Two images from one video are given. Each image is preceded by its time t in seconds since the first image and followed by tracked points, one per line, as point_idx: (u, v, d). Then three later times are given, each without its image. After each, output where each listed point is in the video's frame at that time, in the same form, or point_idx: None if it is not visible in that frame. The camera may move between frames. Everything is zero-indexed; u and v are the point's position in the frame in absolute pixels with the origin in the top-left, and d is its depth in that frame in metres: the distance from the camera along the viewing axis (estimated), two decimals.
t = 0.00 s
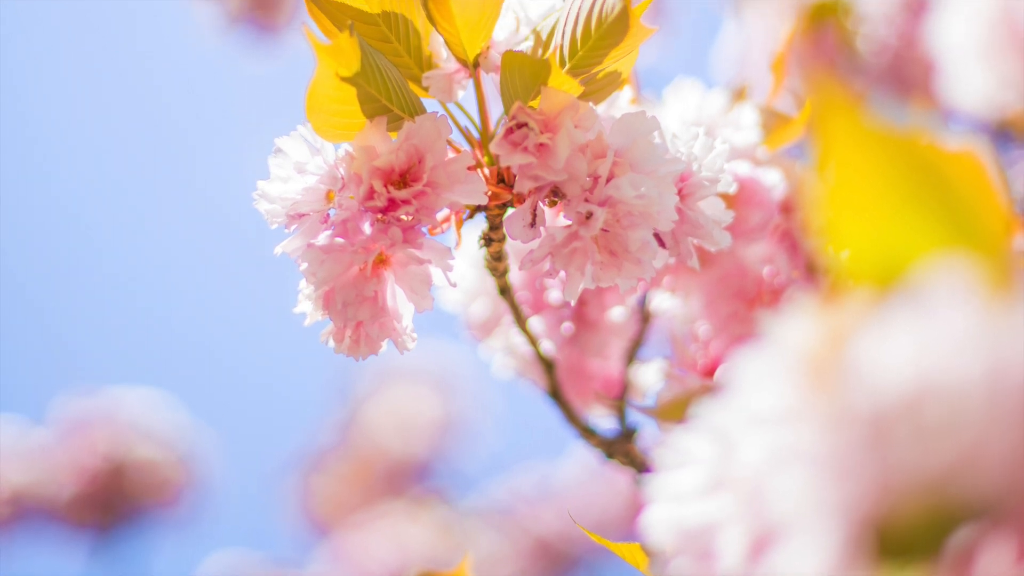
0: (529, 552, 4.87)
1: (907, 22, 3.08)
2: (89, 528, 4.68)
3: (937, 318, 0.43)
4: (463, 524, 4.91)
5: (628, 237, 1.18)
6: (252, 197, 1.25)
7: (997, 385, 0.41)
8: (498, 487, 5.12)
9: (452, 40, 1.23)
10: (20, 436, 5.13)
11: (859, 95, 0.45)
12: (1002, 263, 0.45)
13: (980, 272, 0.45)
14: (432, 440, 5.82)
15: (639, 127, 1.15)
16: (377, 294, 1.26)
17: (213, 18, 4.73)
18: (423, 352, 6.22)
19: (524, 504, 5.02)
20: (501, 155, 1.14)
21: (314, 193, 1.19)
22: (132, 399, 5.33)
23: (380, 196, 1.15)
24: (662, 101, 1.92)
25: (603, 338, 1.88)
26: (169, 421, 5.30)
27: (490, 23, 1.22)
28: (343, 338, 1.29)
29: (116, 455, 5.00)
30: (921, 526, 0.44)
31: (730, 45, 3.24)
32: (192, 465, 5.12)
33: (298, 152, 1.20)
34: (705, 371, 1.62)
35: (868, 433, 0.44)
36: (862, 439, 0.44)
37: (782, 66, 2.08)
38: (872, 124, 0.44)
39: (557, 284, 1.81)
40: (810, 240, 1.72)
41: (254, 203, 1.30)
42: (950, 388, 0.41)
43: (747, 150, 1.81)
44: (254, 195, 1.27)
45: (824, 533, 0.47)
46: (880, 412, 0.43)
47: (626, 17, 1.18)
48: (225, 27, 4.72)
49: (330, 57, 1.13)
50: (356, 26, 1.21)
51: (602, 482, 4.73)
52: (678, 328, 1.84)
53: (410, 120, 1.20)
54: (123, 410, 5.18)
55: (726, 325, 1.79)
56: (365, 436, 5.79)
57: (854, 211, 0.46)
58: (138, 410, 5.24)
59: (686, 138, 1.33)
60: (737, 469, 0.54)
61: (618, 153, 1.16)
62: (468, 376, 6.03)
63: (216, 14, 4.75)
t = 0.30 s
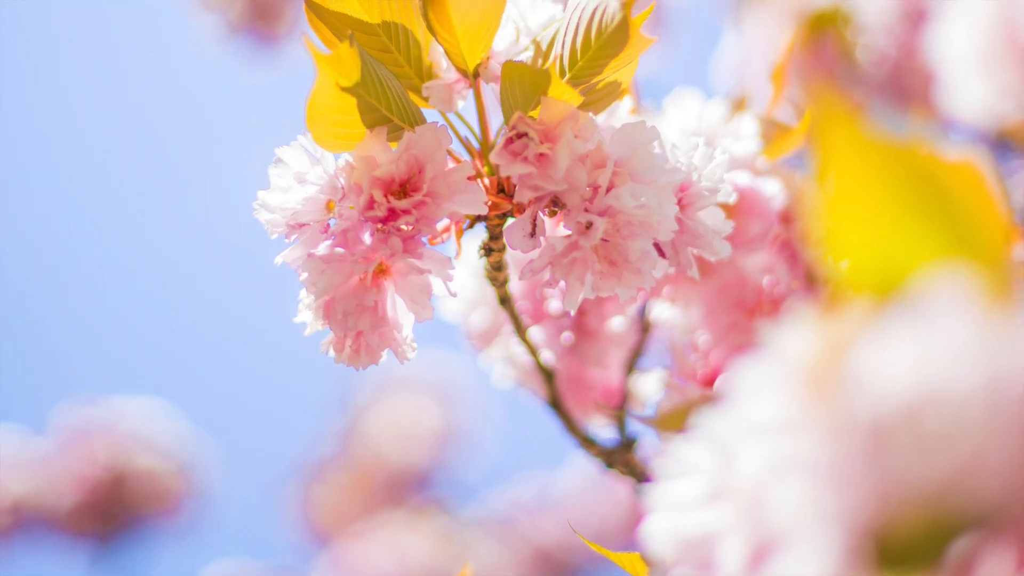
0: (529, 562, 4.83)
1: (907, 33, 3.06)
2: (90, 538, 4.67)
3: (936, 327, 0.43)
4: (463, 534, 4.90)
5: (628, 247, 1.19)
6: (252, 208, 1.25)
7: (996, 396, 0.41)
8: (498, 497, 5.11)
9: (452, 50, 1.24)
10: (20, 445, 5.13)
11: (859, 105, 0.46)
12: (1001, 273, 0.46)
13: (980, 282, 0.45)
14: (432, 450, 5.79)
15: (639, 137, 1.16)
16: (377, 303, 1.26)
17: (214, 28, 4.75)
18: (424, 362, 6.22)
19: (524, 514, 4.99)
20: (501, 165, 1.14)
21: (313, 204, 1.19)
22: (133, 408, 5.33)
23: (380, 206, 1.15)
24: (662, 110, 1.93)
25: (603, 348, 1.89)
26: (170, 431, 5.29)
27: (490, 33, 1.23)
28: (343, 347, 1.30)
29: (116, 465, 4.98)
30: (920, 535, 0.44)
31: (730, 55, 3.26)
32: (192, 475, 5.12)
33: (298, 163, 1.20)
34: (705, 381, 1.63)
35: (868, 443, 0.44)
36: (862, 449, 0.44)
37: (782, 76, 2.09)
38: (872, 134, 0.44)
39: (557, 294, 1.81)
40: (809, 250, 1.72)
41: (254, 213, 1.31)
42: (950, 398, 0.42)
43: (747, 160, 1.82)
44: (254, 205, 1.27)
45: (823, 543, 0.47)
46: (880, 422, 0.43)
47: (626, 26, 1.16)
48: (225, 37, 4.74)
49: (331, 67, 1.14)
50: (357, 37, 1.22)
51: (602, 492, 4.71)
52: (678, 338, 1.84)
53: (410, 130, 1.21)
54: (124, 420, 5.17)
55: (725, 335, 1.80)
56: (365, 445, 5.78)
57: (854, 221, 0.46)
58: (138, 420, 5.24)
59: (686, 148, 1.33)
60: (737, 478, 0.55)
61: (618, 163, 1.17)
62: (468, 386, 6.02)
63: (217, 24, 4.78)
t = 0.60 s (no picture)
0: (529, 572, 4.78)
1: (906, 42, 3.02)
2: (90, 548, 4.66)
3: (936, 337, 0.44)
4: (463, 543, 4.89)
5: (628, 257, 1.19)
6: (252, 217, 1.26)
7: (996, 406, 0.41)
8: (498, 506, 5.10)
9: (452, 60, 1.25)
10: (20, 455, 5.13)
11: (858, 116, 0.46)
12: (1000, 283, 0.46)
13: (979, 292, 0.45)
14: (432, 460, 5.75)
15: (639, 147, 1.17)
16: (377, 313, 1.27)
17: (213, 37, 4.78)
18: (424, 372, 6.22)
19: (524, 523, 4.96)
20: (501, 175, 1.15)
21: (314, 214, 1.20)
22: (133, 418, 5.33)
23: (380, 216, 1.16)
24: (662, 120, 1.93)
25: (603, 357, 1.89)
26: (170, 440, 5.28)
27: (490, 43, 1.23)
28: (343, 357, 1.30)
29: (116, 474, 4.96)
30: (921, 544, 0.44)
31: (730, 65, 3.26)
32: (191, 484, 5.11)
33: (298, 172, 1.21)
34: (705, 391, 1.63)
35: (867, 452, 0.44)
36: (862, 458, 0.44)
37: (782, 86, 2.10)
38: (871, 144, 0.45)
39: (557, 304, 1.81)
40: (809, 260, 1.73)
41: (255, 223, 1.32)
42: (950, 408, 0.42)
43: (747, 170, 1.83)
44: (255, 215, 1.28)
45: (824, 551, 0.48)
46: (880, 432, 0.44)
47: (626, 37, 1.19)
48: (225, 46, 4.76)
49: (332, 78, 1.13)
50: (357, 46, 1.23)
51: (602, 501, 4.69)
52: (677, 348, 1.85)
53: (410, 140, 1.21)
54: (124, 430, 5.16)
55: (725, 344, 1.80)
56: (365, 455, 5.76)
57: (854, 231, 0.47)
58: (138, 429, 5.23)
59: (686, 158, 1.34)
60: (737, 487, 0.55)
61: (617, 173, 1.18)
62: (468, 396, 6.02)
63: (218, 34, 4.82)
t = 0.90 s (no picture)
0: None
1: (905, 54, 2.89)
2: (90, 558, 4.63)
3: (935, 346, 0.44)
4: (463, 552, 4.79)
5: (628, 267, 1.20)
6: (253, 227, 1.26)
7: (996, 416, 0.41)
8: (498, 516, 5.08)
9: (452, 70, 1.26)
10: (20, 465, 5.09)
11: (858, 125, 0.45)
12: (999, 293, 0.46)
13: (979, 300, 0.46)
14: (432, 470, 5.77)
15: (638, 156, 1.17)
16: (377, 323, 1.27)
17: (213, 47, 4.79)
18: (424, 382, 6.21)
19: (524, 533, 4.94)
20: (501, 185, 1.16)
21: (314, 223, 1.20)
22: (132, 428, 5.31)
23: (380, 226, 1.16)
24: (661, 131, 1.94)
25: (603, 367, 1.89)
26: (171, 450, 5.27)
27: (490, 53, 1.24)
28: (344, 367, 1.30)
29: (117, 483, 4.95)
30: (920, 555, 0.44)
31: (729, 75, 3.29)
32: (191, 494, 5.09)
33: (299, 182, 1.22)
34: (705, 401, 1.63)
35: (866, 461, 0.44)
36: (862, 467, 0.44)
37: (781, 96, 2.11)
38: (871, 154, 0.44)
39: (557, 314, 1.81)
40: (808, 270, 1.73)
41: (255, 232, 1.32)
42: (949, 418, 0.42)
43: (748, 180, 1.83)
44: (255, 225, 1.29)
45: (824, 559, 0.49)
46: (879, 442, 0.44)
47: (626, 46, 1.20)
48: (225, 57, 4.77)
49: (333, 88, 1.16)
50: (357, 56, 1.25)
51: (602, 512, 4.66)
52: (678, 357, 1.85)
53: (410, 149, 1.22)
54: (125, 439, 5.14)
55: (725, 354, 1.80)
56: (365, 465, 5.75)
57: (854, 241, 0.46)
58: (139, 439, 5.21)
59: (686, 168, 1.35)
60: (738, 497, 0.56)
61: (617, 183, 1.18)
62: (467, 406, 6.00)
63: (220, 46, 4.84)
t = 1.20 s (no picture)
0: None
1: (906, 64, 2.99)
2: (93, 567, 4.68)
3: (934, 356, 0.44)
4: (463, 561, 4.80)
5: (628, 277, 1.20)
6: (253, 237, 1.27)
7: (996, 425, 0.41)
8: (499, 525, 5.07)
9: (452, 80, 1.27)
10: (20, 475, 5.02)
11: (857, 136, 0.46)
12: (999, 303, 0.47)
13: (980, 311, 0.46)
14: (432, 480, 5.77)
15: (638, 166, 1.18)
16: (377, 333, 1.27)
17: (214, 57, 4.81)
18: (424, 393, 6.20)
19: (524, 542, 4.92)
20: (501, 195, 1.16)
21: (314, 233, 1.21)
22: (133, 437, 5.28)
23: (380, 236, 1.17)
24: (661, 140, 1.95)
25: (603, 377, 1.89)
26: (171, 459, 5.26)
27: (490, 64, 1.25)
28: (344, 377, 1.31)
29: (117, 493, 4.94)
30: (920, 561, 0.44)
31: (728, 86, 3.30)
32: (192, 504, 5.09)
33: (299, 193, 1.23)
34: (705, 410, 1.63)
35: (866, 471, 0.45)
36: (862, 477, 0.45)
37: (781, 106, 2.13)
38: (870, 164, 0.44)
39: (557, 323, 1.81)
40: (808, 280, 1.73)
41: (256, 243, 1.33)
42: (949, 428, 0.42)
43: (747, 189, 1.84)
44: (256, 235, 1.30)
45: (824, 568, 0.49)
46: (879, 452, 0.44)
47: (625, 57, 1.20)
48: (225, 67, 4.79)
49: (333, 98, 1.16)
50: (358, 66, 1.25)
51: (602, 521, 4.63)
52: (678, 367, 1.85)
53: (410, 159, 1.23)
54: (126, 449, 5.12)
55: (724, 364, 1.80)
56: (365, 475, 5.73)
57: (854, 251, 0.47)
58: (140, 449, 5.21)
59: (686, 178, 1.36)
60: (738, 506, 0.56)
61: (617, 193, 1.19)
62: (468, 415, 6.01)
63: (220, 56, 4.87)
